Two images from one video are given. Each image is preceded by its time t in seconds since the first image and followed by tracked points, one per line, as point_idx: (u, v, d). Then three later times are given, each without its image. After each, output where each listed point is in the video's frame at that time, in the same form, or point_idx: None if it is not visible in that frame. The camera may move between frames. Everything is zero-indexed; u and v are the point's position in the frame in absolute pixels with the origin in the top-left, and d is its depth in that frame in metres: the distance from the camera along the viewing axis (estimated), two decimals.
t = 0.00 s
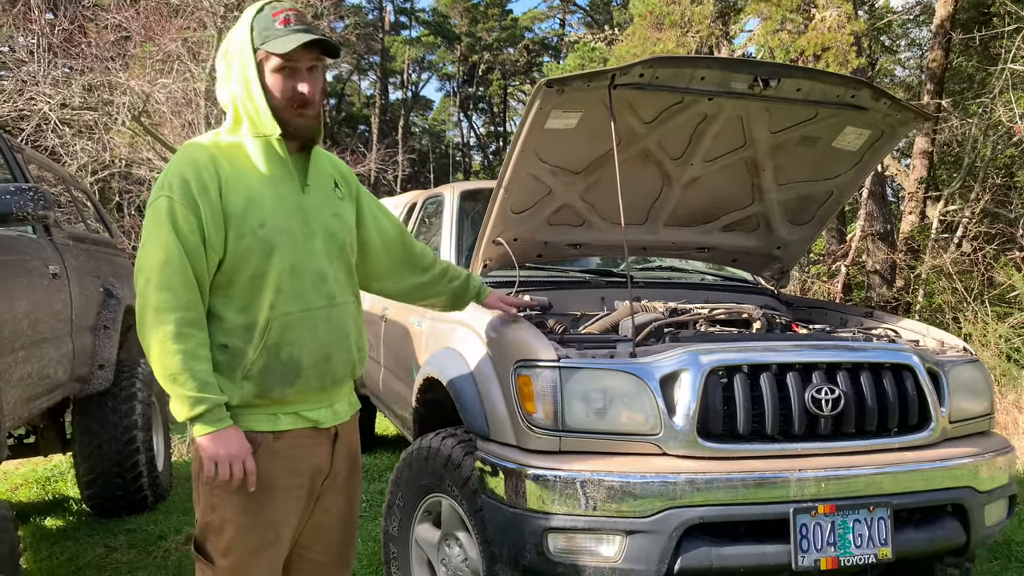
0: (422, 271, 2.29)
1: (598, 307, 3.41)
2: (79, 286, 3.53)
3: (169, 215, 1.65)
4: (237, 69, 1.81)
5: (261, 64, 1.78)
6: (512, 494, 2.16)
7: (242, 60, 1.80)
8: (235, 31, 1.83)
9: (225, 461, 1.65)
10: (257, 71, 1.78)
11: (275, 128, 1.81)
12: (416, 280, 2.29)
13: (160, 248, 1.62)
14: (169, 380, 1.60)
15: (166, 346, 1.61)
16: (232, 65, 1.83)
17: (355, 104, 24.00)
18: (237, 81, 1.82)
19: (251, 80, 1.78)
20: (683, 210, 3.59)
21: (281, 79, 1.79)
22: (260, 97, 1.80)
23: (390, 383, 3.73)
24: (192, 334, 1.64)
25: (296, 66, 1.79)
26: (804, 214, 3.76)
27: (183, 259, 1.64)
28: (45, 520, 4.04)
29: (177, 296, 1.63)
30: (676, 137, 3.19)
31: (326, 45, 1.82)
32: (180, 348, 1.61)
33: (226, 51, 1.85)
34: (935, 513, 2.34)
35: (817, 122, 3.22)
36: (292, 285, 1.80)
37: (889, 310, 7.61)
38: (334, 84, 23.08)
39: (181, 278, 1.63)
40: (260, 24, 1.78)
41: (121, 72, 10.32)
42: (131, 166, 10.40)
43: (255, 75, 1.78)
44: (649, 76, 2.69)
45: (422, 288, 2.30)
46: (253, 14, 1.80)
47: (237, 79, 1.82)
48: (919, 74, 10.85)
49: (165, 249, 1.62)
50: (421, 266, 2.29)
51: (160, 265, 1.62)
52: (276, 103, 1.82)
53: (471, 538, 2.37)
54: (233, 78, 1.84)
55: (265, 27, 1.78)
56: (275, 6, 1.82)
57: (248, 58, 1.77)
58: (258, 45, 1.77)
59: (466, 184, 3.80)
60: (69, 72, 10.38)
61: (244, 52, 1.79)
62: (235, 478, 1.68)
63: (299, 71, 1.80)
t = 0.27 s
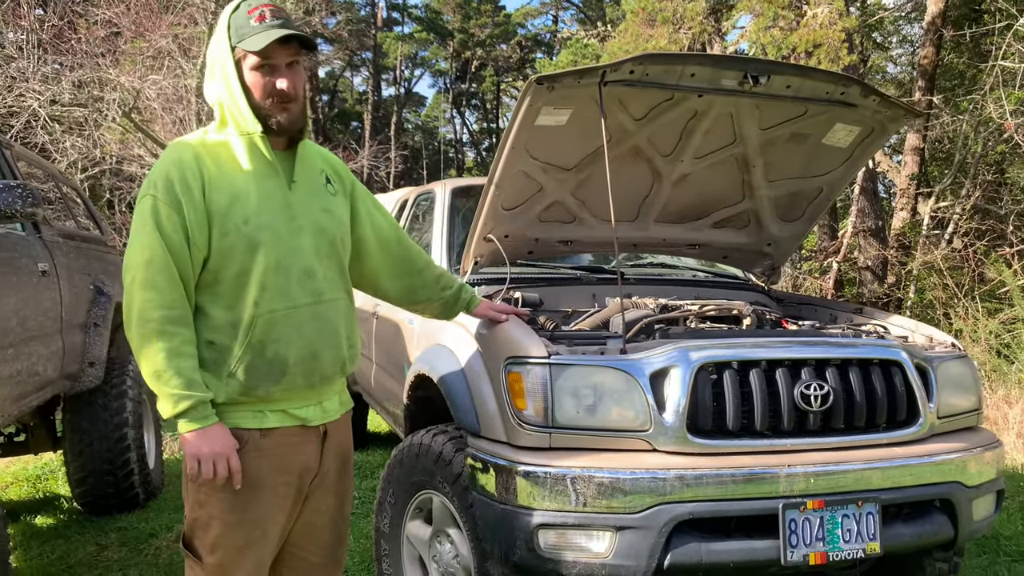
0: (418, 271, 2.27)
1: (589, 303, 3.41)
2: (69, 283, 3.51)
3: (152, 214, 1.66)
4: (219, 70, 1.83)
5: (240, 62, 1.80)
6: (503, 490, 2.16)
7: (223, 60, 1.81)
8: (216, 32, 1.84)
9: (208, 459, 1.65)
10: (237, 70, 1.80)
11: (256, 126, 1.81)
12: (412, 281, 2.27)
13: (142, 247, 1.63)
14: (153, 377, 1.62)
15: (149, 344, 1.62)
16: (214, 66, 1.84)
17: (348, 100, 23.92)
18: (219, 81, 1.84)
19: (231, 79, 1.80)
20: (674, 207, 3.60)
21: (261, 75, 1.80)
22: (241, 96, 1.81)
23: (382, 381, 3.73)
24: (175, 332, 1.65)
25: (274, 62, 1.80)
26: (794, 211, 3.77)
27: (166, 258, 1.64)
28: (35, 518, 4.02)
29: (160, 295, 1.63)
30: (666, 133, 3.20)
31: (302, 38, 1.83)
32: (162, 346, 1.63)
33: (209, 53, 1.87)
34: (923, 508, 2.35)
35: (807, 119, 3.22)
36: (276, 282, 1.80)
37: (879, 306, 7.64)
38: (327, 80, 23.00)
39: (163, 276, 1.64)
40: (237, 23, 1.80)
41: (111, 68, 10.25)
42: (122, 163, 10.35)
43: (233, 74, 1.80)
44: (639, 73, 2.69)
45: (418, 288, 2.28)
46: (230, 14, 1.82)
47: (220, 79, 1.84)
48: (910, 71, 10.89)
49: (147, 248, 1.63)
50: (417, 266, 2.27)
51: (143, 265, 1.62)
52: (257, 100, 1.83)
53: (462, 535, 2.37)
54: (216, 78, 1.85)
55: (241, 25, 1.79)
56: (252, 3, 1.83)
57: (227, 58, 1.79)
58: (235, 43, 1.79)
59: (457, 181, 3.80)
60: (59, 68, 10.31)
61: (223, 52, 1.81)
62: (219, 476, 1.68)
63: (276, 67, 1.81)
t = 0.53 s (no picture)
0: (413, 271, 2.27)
1: (584, 303, 3.42)
2: (62, 283, 3.50)
3: (142, 217, 1.66)
4: (211, 70, 1.83)
5: (231, 63, 1.80)
6: (498, 489, 2.17)
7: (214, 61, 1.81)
8: (207, 33, 1.84)
9: (196, 461, 1.66)
10: (228, 70, 1.80)
11: (248, 126, 1.81)
12: (406, 281, 2.27)
13: (133, 250, 1.63)
14: (143, 378, 1.62)
15: (140, 347, 1.63)
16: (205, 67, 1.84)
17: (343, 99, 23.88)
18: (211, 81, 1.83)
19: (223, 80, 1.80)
20: (669, 206, 3.61)
21: (253, 76, 1.80)
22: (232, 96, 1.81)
23: (377, 380, 3.73)
24: (166, 335, 1.65)
25: (265, 62, 1.80)
26: (789, 210, 3.78)
27: (156, 261, 1.64)
28: (29, 519, 4.02)
29: (151, 297, 1.64)
30: (660, 133, 3.20)
31: (293, 38, 1.83)
32: (152, 349, 1.63)
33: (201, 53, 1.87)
34: (917, 505, 2.36)
35: (801, 118, 3.23)
36: (269, 283, 1.80)
37: (874, 305, 7.66)
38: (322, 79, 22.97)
39: (153, 280, 1.64)
40: (228, 24, 1.79)
41: (105, 68, 10.21)
42: (117, 163, 10.33)
43: (225, 75, 1.80)
44: (632, 73, 2.70)
45: (412, 287, 2.28)
46: (221, 14, 1.81)
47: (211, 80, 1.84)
48: (905, 70, 10.91)
49: (138, 252, 1.63)
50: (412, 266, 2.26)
51: (133, 267, 1.63)
52: (249, 101, 1.83)
53: (457, 534, 2.37)
54: (208, 79, 1.85)
55: (232, 25, 1.79)
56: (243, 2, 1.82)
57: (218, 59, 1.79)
58: (226, 44, 1.78)
59: (452, 180, 3.81)
60: (53, 68, 10.27)
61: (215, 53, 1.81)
62: (207, 478, 1.69)
63: (268, 67, 1.81)
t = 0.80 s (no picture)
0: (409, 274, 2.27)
1: (581, 304, 3.43)
2: (60, 285, 3.50)
3: (141, 217, 1.66)
4: (211, 70, 1.83)
5: (233, 65, 1.80)
6: (495, 491, 2.17)
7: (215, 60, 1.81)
8: (208, 33, 1.84)
9: (194, 463, 1.66)
10: (230, 71, 1.80)
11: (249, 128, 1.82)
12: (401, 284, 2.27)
13: (132, 251, 1.63)
14: (141, 380, 1.62)
15: (137, 348, 1.63)
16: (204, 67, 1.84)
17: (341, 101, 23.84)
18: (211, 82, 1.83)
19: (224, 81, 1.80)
20: (665, 208, 3.62)
21: (254, 78, 1.80)
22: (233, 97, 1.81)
23: (375, 382, 3.73)
24: (164, 335, 1.66)
25: (268, 65, 1.80)
26: (785, 212, 3.79)
27: (155, 262, 1.65)
28: (26, 521, 4.01)
29: (150, 298, 1.64)
30: (657, 135, 3.21)
31: (296, 41, 1.83)
32: (149, 350, 1.63)
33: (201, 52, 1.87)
34: (913, 506, 2.37)
35: (797, 121, 3.25)
36: (267, 285, 1.80)
37: (871, 307, 7.68)
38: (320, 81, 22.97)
39: (152, 282, 1.64)
40: (230, 25, 1.79)
41: (102, 70, 10.19)
42: (114, 165, 10.32)
43: (227, 77, 1.80)
44: (629, 75, 2.71)
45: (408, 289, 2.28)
46: (224, 15, 1.81)
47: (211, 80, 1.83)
48: (901, 72, 10.94)
49: (136, 253, 1.63)
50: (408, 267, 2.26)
51: (133, 269, 1.63)
52: (250, 102, 1.83)
53: (454, 536, 2.38)
54: (208, 78, 1.85)
55: (236, 26, 1.79)
56: (246, 4, 1.83)
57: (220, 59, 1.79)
58: (229, 45, 1.78)
59: (449, 182, 3.81)
60: (50, 70, 10.26)
61: (216, 53, 1.80)
62: (205, 480, 1.69)
63: (270, 69, 1.81)
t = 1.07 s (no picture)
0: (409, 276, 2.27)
1: (580, 307, 3.43)
2: (58, 288, 3.50)
3: (141, 219, 1.66)
4: (213, 71, 1.82)
5: (237, 67, 1.80)
6: (493, 494, 2.17)
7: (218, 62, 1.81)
8: (211, 35, 1.84)
9: (192, 467, 1.66)
10: (234, 73, 1.80)
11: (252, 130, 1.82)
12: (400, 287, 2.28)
13: (132, 253, 1.63)
14: (140, 382, 1.62)
15: (136, 350, 1.63)
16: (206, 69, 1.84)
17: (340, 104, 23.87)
18: (212, 84, 1.83)
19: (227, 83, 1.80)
20: (664, 211, 3.63)
21: (258, 81, 1.81)
22: (235, 99, 1.81)
23: (373, 385, 3.73)
24: (163, 338, 1.66)
25: (272, 67, 1.81)
26: (783, 216, 3.80)
27: (155, 265, 1.65)
28: (23, 524, 4.00)
29: (149, 300, 1.64)
30: (656, 139, 3.22)
31: (301, 45, 1.84)
32: (148, 352, 1.63)
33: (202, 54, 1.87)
34: (910, 510, 2.37)
35: (795, 125, 3.26)
36: (266, 287, 1.81)
37: (868, 310, 7.69)
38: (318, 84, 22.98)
39: (151, 284, 1.64)
40: (235, 26, 1.79)
41: (101, 72, 10.18)
42: (112, 167, 10.32)
43: (230, 79, 1.79)
44: (628, 79, 2.72)
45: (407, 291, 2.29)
46: (227, 16, 1.82)
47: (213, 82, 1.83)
48: (899, 77, 10.96)
49: (136, 255, 1.63)
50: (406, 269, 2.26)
51: (132, 271, 1.63)
52: (253, 104, 1.84)
53: (452, 539, 2.38)
54: (209, 80, 1.85)
55: (241, 29, 1.79)
56: (251, 7, 1.83)
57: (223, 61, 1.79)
58: (233, 47, 1.78)
59: (448, 185, 3.82)
60: (49, 72, 10.26)
61: (219, 55, 1.80)
62: (203, 483, 1.69)
63: (275, 72, 1.82)
